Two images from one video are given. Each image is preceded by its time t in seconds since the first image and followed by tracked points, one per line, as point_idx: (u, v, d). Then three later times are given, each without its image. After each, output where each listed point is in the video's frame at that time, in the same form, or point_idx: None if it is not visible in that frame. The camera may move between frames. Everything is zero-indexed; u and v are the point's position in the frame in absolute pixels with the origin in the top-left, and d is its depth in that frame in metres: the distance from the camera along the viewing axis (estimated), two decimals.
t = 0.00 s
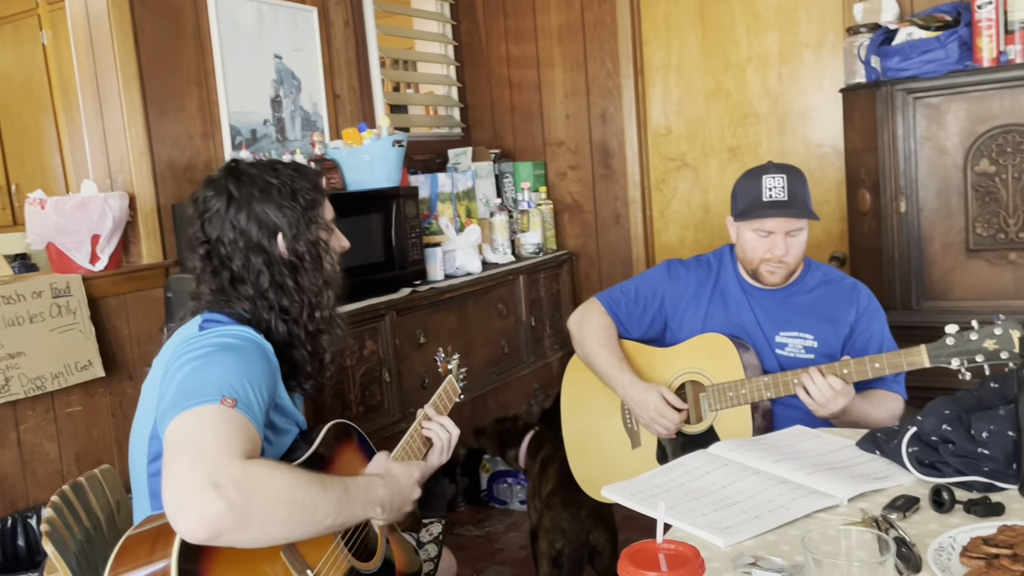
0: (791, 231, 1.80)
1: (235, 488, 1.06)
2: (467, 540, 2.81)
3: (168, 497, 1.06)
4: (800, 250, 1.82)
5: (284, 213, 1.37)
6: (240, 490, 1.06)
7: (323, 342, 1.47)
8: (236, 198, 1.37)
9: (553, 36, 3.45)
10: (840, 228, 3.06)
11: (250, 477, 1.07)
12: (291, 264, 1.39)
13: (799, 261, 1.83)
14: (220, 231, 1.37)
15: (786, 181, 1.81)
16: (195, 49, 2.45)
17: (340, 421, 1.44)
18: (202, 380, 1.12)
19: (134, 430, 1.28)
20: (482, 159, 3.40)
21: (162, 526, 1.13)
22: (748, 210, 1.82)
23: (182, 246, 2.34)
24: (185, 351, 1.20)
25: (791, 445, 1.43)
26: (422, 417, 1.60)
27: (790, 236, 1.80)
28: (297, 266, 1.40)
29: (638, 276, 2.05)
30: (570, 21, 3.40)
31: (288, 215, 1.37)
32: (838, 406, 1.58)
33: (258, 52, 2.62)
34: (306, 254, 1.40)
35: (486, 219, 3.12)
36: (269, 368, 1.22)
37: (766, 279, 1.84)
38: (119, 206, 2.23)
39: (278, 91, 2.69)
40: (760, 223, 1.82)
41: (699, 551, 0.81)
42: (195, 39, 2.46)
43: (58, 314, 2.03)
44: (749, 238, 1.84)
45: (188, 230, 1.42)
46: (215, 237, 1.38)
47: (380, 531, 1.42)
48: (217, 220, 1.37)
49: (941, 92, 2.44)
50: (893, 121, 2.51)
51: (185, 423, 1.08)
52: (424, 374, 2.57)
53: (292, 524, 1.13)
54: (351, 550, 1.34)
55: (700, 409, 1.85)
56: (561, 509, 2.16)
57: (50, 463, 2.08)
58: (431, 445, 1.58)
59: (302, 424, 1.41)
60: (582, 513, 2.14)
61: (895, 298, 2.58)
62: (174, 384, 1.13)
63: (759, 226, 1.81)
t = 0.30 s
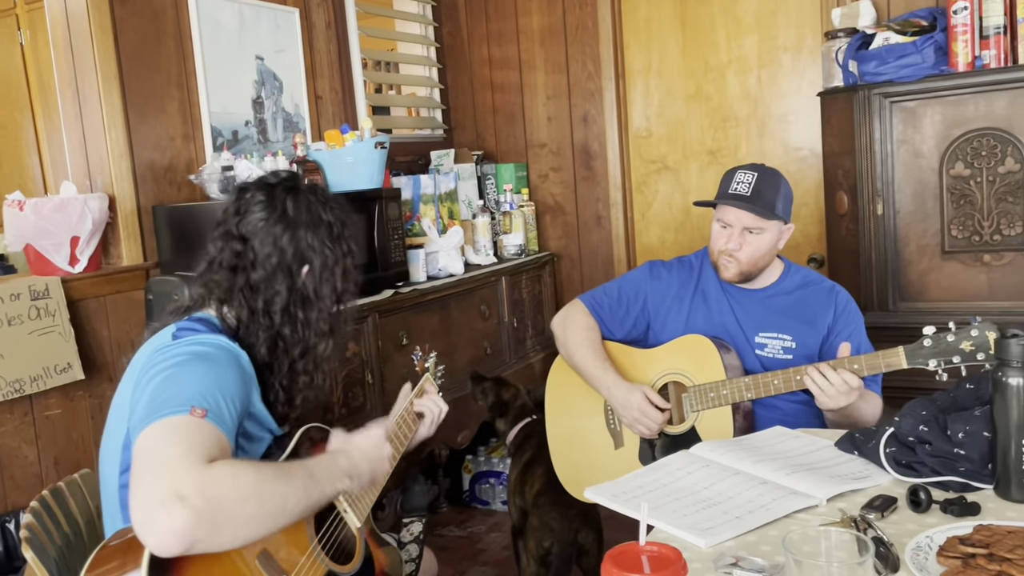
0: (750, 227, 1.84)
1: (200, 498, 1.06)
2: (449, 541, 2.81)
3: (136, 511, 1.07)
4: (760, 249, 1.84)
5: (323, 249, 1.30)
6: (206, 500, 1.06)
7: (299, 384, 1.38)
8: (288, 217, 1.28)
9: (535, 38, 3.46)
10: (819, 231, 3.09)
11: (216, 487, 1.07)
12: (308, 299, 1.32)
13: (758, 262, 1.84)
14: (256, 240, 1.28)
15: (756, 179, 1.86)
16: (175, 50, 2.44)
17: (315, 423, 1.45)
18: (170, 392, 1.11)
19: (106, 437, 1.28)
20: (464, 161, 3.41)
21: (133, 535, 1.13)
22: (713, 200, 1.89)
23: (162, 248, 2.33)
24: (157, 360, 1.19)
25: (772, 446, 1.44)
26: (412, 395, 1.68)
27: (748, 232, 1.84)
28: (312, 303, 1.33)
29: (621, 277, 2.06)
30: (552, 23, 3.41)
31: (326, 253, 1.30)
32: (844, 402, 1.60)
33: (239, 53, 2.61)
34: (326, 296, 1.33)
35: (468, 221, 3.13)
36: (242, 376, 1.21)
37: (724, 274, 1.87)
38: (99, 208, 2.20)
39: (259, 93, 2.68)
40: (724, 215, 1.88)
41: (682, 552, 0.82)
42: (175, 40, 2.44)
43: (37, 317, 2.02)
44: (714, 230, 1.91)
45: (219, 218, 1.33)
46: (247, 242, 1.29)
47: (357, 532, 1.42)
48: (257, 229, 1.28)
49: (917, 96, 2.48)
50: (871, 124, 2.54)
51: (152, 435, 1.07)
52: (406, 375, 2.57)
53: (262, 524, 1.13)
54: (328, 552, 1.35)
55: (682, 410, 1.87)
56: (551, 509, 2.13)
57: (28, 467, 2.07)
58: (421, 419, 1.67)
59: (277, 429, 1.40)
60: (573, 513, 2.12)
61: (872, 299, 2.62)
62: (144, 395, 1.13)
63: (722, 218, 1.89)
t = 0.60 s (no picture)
0: (734, 236, 1.85)
1: (200, 496, 1.07)
2: (442, 541, 2.83)
3: (136, 506, 1.07)
4: (745, 258, 1.86)
5: (286, 241, 1.31)
6: (206, 500, 1.07)
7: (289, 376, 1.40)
8: (261, 208, 1.33)
9: (527, 42, 3.48)
10: (808, 233, 3.12)
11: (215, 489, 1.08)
12: (273, 291, 1.33)
13: (744, 268, 1.86)
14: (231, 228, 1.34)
15: (739, 189, 1.89)
16: (169, 52, 2.46)
17: (303, 424, 1.43)
18: (171, 391, 1.13)
19: (102, 436, 1.29)
20: (457, 164, 3.43)
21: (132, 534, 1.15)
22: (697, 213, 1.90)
23: (156, 250, 2.34)
24: (154, 360, 1.21)
25: (758, 445, 1.47)
26: (404, 383, 1.78)
27: (733, 241, 1.85)
28: (278, 296, 1.33)
29: (611, 280, 2.08)
30: (544, 27, 3.44)
31: (289, 245, 1.31)
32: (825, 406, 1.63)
33: (233, 56, 2.63)
34: (293, 291, 1.33)
35: (461, 223, 3.15)
36: (240, 379, 1.24)
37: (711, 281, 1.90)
38: (92, 209, 2.24)
39: (253, 95, 2.69)
40: (707, 226, 1.90)
41: (663, 546, 0.84)
42: (169, 43, 2.46)
43: (31, 318, 2.03)
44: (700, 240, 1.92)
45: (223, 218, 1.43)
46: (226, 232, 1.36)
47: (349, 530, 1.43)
48: (235, 218, 1.35)
49: (904, 101, 2.51)
50: (859, 128, 2.57)
51: (153, 433, 1.09)
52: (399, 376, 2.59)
53: (253, 547, 1.12)
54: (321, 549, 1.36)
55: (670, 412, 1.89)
56: (543, 509, 2.15)
57: (22, 467, 2.08)
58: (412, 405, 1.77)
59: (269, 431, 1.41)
60: (564, 513, 2.14)
61: (860, 301, 2.64)
62: (144, 394, 1.14)
63: (707, 229, 1.91)
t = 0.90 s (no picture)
0: (722, 232, 1.89)
1: (189, 482, 1.10)
2: (439, 541, 2.85)
3: (129, 498, 1.11)
4: (736, 252, 1.88)
5: (266, 232, 1.34)
6: (195, 483, 1.11)
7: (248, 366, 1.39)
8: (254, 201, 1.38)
9: (526, 47, 3.51)
10: (803, 236, 3.15)
11: (202, 469, 1.11)
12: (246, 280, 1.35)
13: (736, 265, 1.89)
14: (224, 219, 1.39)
15: (726, 186, 1.90)
16: (170, 57, 2.49)
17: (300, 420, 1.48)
18: (158, 384, 1.16)
19: (98, 432, 1.33)
20: (456, 167, 3.46)
21: (124, 523, 1.17)
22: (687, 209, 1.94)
23: (157, 252, 2.37)
24: (143, 355, 1.25)
25: (744, 442, 1.50)
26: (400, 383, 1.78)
27: (721, 237, 1.89)
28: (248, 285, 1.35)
29: (603, 281, 2.11)
30: (543, 32, 3.47)
31: (267, 237, 1.34)
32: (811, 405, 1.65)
33: (233, 60, 2.66)
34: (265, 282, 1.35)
35: (459, 226, 3.18)
36: (228, 371, 1.27)
37: (702, 279, 1.93)
38: (95, 212, 2.27)
39: (253, 100, 2.73)
40: (697, 222, 1.94)
41: (638, 536, 0.87)
42: (171, 48, 2.50)
43: (33, 318, 2.06)
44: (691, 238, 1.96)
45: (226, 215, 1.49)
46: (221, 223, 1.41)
47: (340, 524, 1.46)
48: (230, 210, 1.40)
49: (896, 105, 2.53)
50: (852, 132, 2.59)
51: (141, 426, 1.12)
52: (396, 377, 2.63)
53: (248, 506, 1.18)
54: (312, 541, 1.39)
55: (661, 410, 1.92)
56: (532, 508, 2.20)
57: (24, 465, 2.11)
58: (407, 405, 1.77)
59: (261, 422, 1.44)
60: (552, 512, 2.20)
61: (853, 304, 2.67)
62: (133, 390, 1.18)
63: (697, 224, 1.94)
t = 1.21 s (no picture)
0: (712, 242, 1.91)
1: (191, 478, 1.12)
2: (439, 540, 2.87)
3: (130, 489, 1.13)
4: (727, 261, 1.90)
5: (303, 261, 1.37)
6: (197, 482, 1.13)
7: (286, 383, 1.46)
8: (276, 224, 1.36)
9: (526, 50, 3.54)
10: (802, 238, 3.16)
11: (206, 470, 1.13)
12: (284, 306, 1.40)
13: (727, 273, 1.92)
14: (242, 242, 1.36)
15: (716, 196, 1.93)
16: (174, 60, 2.52)
17: (297, 418, 1.50)
18: (164, 382, 1.19)
19: (99, 429, 1.35)
20: (457, 169, 3.48)
21: (125, 518, 1.20)
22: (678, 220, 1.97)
23: (159, 253, 2.40)
24: (148, 354, 1.27)
25: (736, 441, 1.52)
26: (396, 384, 1.80)
27: (711, 246, 1.91)
28: (289, 310, 1.41)
29: (600, 281, 2.13)
30: (543, 35, 3.49)
31: (305, 265, 1.37)
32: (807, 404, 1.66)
33: (236, 64, 2.69)
34: (305, 306, 1.41)
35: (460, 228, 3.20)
36: (230, 374, 1.29)
37: (696, 285, 1.95)
38: (98, 213, 2.30)
39: (256, 102, 2.75)
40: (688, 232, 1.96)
41: (623, 531, 0.89)
42: (175, 51, 2.53)
43: (37, 318, 2.09)
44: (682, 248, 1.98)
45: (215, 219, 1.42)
46: (235, 242, 1.37)
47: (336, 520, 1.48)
48: (246, 231, 1.36)
49: (893, 108, 2.55)
50: (849, 135, 2.61)
51: (146, 422, 1.15)
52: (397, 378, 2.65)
53: (244, 528, 1.17)
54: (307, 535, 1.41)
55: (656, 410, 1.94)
56: (529, 507, 2.22)
57: (28, 463, 2.14)
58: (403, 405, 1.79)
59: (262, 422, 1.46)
60: (549, 512, 2.21)
61: (851, 306, 2.68)
62: (137, 387, 1.20)
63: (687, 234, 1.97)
